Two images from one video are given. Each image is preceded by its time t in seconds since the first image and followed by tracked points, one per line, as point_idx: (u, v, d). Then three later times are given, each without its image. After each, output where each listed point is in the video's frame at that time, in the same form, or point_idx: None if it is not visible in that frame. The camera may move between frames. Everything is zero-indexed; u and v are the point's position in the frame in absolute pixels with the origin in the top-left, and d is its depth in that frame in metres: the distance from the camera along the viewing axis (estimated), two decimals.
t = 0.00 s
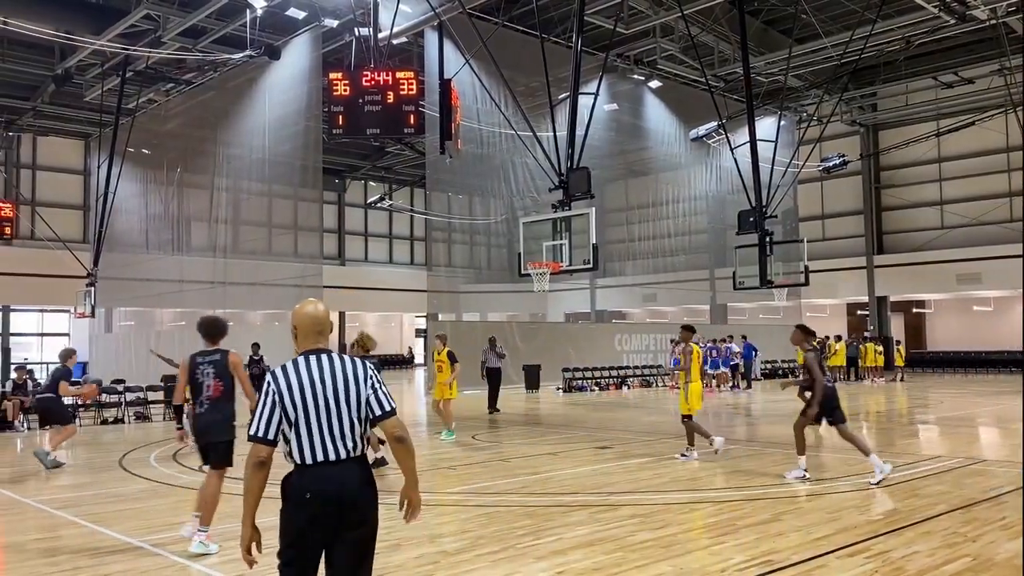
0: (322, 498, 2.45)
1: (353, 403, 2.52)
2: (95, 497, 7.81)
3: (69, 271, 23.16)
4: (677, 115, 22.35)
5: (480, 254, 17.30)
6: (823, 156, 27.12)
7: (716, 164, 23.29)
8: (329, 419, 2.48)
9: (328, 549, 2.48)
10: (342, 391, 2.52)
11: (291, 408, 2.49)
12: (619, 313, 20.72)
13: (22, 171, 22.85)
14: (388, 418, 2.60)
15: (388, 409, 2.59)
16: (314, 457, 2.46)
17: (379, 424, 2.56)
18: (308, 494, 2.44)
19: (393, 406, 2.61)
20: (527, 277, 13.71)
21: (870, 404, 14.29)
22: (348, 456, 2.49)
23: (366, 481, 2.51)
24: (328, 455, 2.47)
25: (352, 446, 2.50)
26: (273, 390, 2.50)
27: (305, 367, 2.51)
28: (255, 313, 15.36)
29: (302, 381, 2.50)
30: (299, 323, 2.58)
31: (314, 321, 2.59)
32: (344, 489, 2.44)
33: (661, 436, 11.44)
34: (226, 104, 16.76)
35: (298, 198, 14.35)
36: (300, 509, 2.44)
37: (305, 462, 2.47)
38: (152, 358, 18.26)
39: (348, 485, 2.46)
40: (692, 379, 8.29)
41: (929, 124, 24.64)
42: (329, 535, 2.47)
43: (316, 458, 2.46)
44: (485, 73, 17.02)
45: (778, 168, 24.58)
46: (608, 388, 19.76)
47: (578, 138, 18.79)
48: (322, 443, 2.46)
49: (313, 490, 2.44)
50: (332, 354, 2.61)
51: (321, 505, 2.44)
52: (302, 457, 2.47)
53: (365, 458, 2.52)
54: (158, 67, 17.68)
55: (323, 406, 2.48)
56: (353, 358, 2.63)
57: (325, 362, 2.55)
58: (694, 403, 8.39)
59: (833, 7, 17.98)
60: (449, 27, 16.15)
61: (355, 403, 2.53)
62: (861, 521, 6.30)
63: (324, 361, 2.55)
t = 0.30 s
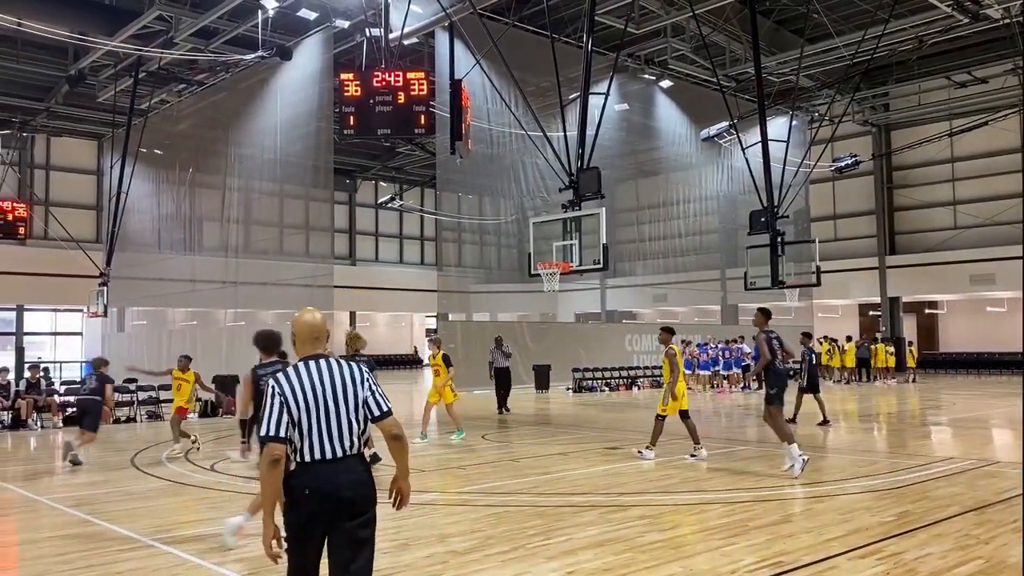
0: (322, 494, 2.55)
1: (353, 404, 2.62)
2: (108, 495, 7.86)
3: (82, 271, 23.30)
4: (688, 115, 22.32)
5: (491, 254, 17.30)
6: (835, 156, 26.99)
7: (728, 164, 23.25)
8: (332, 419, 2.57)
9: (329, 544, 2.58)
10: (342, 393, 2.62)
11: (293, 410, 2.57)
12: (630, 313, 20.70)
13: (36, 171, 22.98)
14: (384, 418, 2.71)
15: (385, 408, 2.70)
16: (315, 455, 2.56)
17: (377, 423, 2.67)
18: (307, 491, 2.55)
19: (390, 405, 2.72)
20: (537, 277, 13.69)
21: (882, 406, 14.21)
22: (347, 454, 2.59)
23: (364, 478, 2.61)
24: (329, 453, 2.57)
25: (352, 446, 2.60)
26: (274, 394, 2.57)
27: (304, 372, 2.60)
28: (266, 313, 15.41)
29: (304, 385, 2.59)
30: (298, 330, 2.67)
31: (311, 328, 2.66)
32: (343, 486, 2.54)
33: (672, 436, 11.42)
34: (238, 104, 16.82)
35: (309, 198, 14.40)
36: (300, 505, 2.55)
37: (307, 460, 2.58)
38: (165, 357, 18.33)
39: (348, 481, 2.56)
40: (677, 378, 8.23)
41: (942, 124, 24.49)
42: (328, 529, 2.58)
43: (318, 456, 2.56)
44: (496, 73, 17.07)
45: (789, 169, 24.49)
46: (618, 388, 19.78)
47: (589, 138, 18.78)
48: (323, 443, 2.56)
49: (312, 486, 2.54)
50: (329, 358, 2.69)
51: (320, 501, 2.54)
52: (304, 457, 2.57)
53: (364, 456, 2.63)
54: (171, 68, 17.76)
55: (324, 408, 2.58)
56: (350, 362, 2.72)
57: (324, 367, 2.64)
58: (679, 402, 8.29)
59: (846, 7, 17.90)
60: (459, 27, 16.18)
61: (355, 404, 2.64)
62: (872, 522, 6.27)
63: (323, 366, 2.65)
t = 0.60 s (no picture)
0: (314, 483, 2.86)
1: (342, 395, 2.95)
2: (120, 494, 7.89)
3: (97, 271, 23.45)
4: (701, 115, 22.26)
5: (502, 254, 17.27)
6: (849, 156, 26.84)
7: (741, 164, 23.19)
8: (321, 410, 2.91)
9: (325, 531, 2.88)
10: (332, 386, 2.94)
11: (286, 402, 2.91)
12: (643, 314, 20.65)
13: (51, 171, 23.12)
14: (372, 408, 3.01)
15: (374, 399, 3.00)
16: (306, 444, 2.88)
17: (366, 413, 2.97)
18: (299, 477, 2.87)
19: (378, 397, 3.01)
20: (549, 278, 13.65)
21: (896, 407, 14.10)
22: (337, 444, 2.91)
23: (352, 467, 2.92)
24: (319, 441, 2.89)
25: (339, 435, 2.91)
26: (270, 387, 2.92)
27: (298, 366, 2.94)
28: (279, 313, 15.44)
29: (297, 379, 2.93)
30: (295, 329, 3.03)
31: (306, 326, 3.03)
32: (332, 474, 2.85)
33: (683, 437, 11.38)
34: (252, 105, 16.86)
35: (322, 198, 14.43)
36: (294, 491, 2.87)
37: (299, 448, 2.90)
38: (179, 356, 18.40)
39: (336, 469, 2.87)
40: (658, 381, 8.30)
41: (957, 124, 24.31)
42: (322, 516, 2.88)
43: (309, 445, 2.88)
44: (509, 73, 17.08)
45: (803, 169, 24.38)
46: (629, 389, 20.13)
47: (601, 137, 18.75)
48: (312, 431, 2.88)
49: (305, 474, 2.85)
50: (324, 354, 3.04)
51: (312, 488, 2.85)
52: (297, 445, 2.89)
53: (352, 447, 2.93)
54: (184, 69, 17.84)
55: (315, 399, 2.91)
56: (342, 357, 3.05)
57: (317, 362, 2.97)
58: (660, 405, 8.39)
59: (860, 6, 17.79)
60: (472, 28, 16.20)
61: (344, 396, 2.96)
62: (886, 524, 6.23)
63: (317, 361, 2.98)
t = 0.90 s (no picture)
0: (320, 473, 3.12)
1: (347, 391, 3.18)
2: (135, 492, 7.94)
3: (111, 270, 23.62)
4: (714, 115, 22.21)
5: (514, 254, 17.29)
6: (862, 157, 26.70)
7: (754, 164, 23.16)
8: (324, 406, 3.14)
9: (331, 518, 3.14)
10: (338, 382, 3.18)
11: (296, 394, 3.16)
12: (655, 314, 20.61)
13: (66, 171, 23.30)
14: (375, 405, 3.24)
15: (375, 398, 3.22)
16: (313, 435, 3.13)
17: (367, 409, 3.19)
18: (308, 466, 3.12)
19: (380, 395, 3.24)
20: (561, 278, 13.65)
21: (910, 409, 14.00)
22: (340, 437, 3.15)
23: (355, 459, 3.17)
24: (325, 433, 3.14)
25: (343, 428, 3.15)
26: (282, 379, 3.19)
27: (306, 362, 3.20)
28: (292, 312, 15.51)
29: (307, 373, 3.19)
30: (308, 327, 3.27)
31: (320, 324, 3.25)
32: (336, 466, 3.10)
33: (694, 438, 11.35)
34: (265, 105, 16.93)
35: (335, 198, 14.49)
36: (303, 480, 3.12)
37: (307, 439, 3.15)
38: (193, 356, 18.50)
39: (340, 461, 3.13)
40: (640, 381, 8.48)
41: (972, 124, 24.14)
42: (329, 505, 3.14)
43: (316, 436, 3.13)
44: (521, 74, 17.10)
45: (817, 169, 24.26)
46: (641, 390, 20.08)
47: (614, 137, 18.74)
48: (315, 424, 3.13)
49: (313, 464, 3.11)
50: (333, 352, 3.27)
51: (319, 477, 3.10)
52: (304, 436, 3.14)
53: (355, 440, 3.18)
54: (198, 70, 17.96)
55: (322, 394, 3.15)
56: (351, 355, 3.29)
57: (327, 358, 3.22)
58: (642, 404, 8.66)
59: (874, 5, 17.69)
60: (484, 28, 16.22)
61: (349, 392, 3.19)
62: (899, 526, 6.18)
63: (327, 358, 3.23)
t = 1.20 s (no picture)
0: (340, 468, 3.27)
1: (363, 393, 3.37)
2: (148, 491, 7.98)
3: (124, 270, 23.77)
4: (726, 115, 22.15)
5: (525, 254, 17.28)
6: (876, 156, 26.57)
7: (767, 164, 23.10)
8: (344, 405, 3.32)
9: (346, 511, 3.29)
10: (355, 384, 3.38)
11: (318, 394, 3.35)
12: (667, 314, 20.56)
13: (81, 172, 23.46)
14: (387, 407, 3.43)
15: (389, 400, 3.42)
16: (333, 433, 3.30)
17: (381, 410, 3.39)
18: (328, 462, 3.28)
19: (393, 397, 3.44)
20: (572, 278, 13.63)
21: (923, 410, 13.91)
22: (357, 434, 3.33)
23: (371, 455, 3.35)
24: (344, 431, 3.31)
25: (361, 426, 3.34)
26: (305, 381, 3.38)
27: (327, 365, 3.39)
28: (304, 312, 15.55)
29: (327, 375, 3.38)
30: (328, 333, 3.47)
31: (339, 330, 3.45)
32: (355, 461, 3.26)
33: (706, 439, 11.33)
34: (277, 106, 16.98)
35: (347, 198, 14.54)
36: (322, 475, 3.27)
37: (327, 436, 3.32)
38: (205, 356, 18.60)
39: (358, 458, 3.30)
40: (623, 379, 8.74)
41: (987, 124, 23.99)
42: (346, 500, 3.29)
43: (337, 434, 3.30)
44: (533, 74, 17.10)
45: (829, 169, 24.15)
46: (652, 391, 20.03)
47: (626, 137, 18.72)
48: (335, 422, 3.30)
49: (332, 460, 3.26)
50: (350, 356, 3.47)
51: (339, 474, 3.25)
52: (325, 434, 3.31)
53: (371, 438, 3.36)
54: (211, 70, 18.07)
55: (340, 394, 3.34)
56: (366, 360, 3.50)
57: (345, 362, 3.42)
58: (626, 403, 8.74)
59: (888, 4, 17.60)
60: (496, 28, 16.24)
61: (365, 394, 3.39)
62: (912, 528, 6.15)
63: (345, 362, 3.42)
